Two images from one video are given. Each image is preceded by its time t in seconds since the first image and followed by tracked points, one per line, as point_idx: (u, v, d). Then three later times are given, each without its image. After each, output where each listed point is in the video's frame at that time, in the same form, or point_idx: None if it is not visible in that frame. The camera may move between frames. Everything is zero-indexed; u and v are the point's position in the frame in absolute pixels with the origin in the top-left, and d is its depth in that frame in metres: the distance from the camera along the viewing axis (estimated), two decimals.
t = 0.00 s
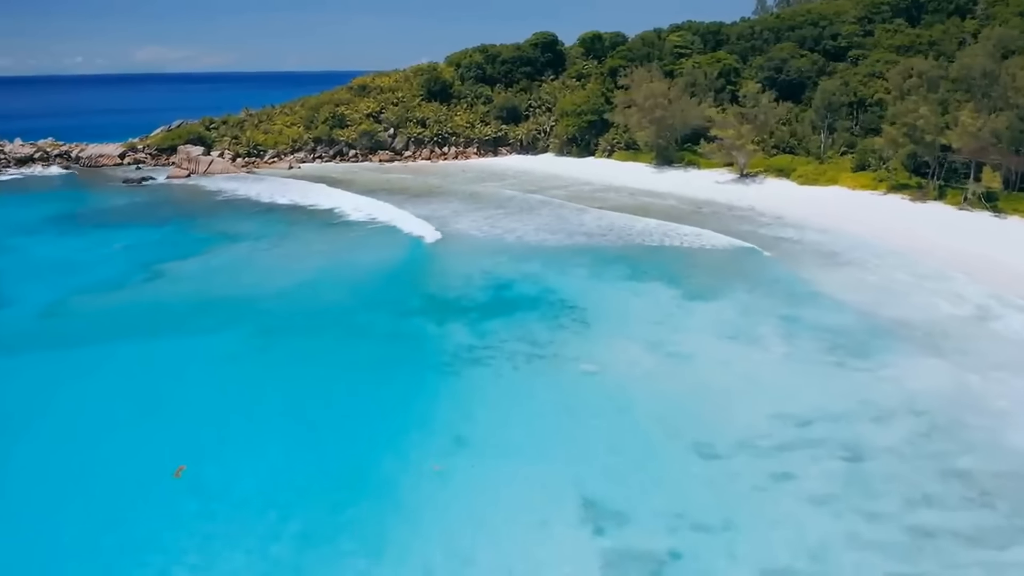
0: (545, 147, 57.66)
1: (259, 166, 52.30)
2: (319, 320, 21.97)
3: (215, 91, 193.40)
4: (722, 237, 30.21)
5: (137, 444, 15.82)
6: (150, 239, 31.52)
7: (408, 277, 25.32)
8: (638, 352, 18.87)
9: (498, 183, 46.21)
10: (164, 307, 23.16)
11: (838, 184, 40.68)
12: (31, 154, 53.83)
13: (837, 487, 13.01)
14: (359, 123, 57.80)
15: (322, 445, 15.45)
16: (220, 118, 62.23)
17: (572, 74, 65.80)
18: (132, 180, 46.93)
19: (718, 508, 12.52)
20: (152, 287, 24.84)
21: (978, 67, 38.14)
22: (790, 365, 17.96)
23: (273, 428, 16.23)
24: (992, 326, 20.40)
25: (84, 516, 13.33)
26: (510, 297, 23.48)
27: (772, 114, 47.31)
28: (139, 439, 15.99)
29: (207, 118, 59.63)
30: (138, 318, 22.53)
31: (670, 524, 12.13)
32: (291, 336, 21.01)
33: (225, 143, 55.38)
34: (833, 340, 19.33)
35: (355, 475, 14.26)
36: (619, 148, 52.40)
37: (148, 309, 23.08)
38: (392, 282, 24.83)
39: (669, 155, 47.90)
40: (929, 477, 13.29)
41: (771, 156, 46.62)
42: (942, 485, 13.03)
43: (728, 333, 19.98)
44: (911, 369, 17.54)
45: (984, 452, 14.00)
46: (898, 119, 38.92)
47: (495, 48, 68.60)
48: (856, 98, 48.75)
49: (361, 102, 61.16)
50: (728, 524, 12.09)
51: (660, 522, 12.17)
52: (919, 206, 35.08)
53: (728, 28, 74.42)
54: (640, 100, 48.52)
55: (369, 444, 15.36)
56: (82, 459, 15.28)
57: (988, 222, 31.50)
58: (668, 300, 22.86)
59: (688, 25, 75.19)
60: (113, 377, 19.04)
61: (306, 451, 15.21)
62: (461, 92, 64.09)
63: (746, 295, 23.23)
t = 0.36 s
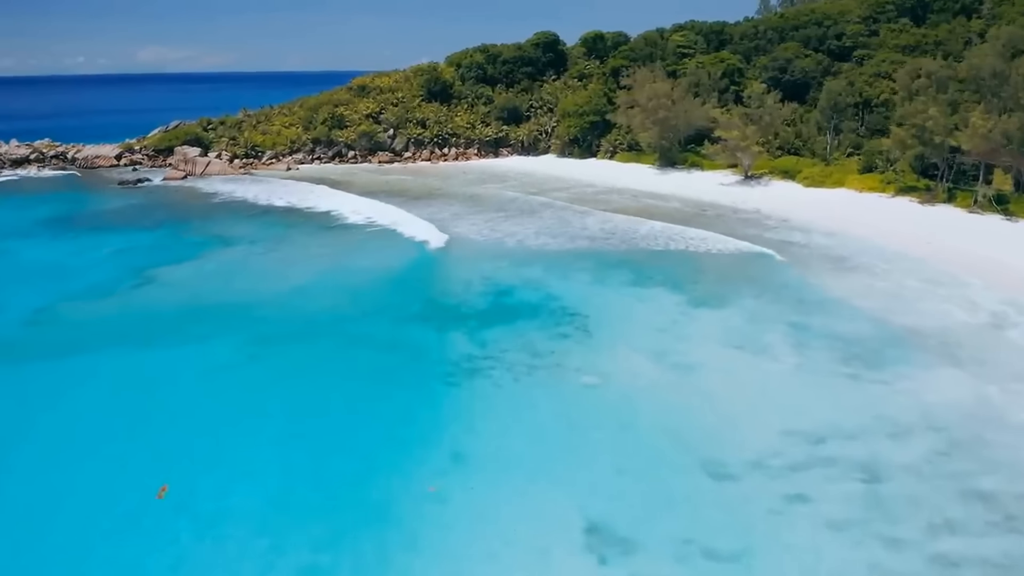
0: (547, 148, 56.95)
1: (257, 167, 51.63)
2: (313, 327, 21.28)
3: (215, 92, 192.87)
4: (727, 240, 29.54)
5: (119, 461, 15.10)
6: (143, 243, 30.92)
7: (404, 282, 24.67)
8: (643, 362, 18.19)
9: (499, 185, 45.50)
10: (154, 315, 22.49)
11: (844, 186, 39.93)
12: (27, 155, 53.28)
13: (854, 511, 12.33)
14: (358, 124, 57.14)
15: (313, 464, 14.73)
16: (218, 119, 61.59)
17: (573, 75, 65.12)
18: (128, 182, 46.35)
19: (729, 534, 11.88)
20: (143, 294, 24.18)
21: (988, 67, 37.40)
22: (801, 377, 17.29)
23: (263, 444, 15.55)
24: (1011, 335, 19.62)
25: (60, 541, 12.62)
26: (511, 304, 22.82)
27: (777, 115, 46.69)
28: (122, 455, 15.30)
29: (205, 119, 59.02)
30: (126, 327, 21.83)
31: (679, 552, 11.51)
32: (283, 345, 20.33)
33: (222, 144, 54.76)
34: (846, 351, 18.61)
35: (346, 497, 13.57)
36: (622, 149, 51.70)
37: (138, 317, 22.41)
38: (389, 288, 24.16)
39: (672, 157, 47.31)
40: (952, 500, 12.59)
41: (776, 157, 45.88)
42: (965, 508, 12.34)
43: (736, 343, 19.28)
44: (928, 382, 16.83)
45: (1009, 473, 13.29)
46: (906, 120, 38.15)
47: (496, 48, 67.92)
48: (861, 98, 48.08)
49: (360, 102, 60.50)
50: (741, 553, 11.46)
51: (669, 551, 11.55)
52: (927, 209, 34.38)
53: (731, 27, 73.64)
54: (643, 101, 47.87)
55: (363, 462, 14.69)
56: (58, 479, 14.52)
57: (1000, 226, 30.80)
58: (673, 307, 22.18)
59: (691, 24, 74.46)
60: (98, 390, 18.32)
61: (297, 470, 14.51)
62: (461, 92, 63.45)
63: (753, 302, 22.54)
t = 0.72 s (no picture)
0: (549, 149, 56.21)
1: (255, 168, 50.94)
2: (306, 336, 20.53)
3: (216, 92, 192.35)
4: (733, 244, 28.77)
5: (99, 482, 14.32)
6: (134, 248, 30.26)
7: (401, 288, 23.95)
8: (648, 376, 17.46)
9: (500, 186, 44.75)
10: (141, 324, 21.73)
11: (852, 188, 39.16)
12: (22, 156, 52.62)
13: (874, 541, 11.59)
14: (357, 124, 56.41)
15: (303, 485, 13.99)
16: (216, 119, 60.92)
17: (575, 74, 64.40)
18: (123, 184, 45.67)
19: (744, 566, 11.17)
20: (131, 302, 23.44)
21: (1000, 67, 36.68)
22: (812, 392, 16.57)
23: (251, 464, 14.80)
24: None
25: (32, 570, 11.83)
26: (511, 312, 22.10)
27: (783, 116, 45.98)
28: (103, 475, 14.52)
29: (203, 120, 58.39)
30: (112, 337, 21.05)
31: None
32: (275, 355, 19.59)
33: (220, 145, 54.10)
34: (860, 363, 17.86)
35: (338, 521, 12.83)
36: (624, 150, 50.91)
37: (126, 326, 21.65)
38: (384, 294, 23.46)
39: (676, 158, 46.60)
40: (976, 528, 11.83)
41: (782, 159, 45.07)
42: (992, 537, 11.59)
43: (744, 355, 18.55)
44: (947, 397, 16.08)
45: None
46: (916, 121, 37.35)
47: (498, 48, 67.19)
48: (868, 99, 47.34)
49: (360, 103, 59.81)
50: None
51: None
52: (937, 213, 33.61)
53: (735, 27, 72.88)
54: (647, 102, 47.09)
55: (355, 484, 13.97)
56: (33, 501, 13.71)
57: (1012, 230, 30.05)
58: (680, 317, 21.45)
59: (695, 24, 73.66)
60: (80, 404, 17.52)
61: (286, 492, 13.77)
62: (462, 93, 62.72)
63: (762, 311, 21.79)
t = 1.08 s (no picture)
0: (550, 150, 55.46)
1: (252, 170, 50.25)
2: (299, 344, 19.75)
3: (217, 91, 191.96)
4: (740, 249, 27.99)
5: (75, 504, 13.49)
6: (126, 253, 29.57)
7: (398, 295, 23.24)
8: (654, 390, 16.74)
9: (501, 188, 44.01)
10: (127, 335, 20.93)
11: (860, 191, 38.34)
12: (17, 157, 51.98)
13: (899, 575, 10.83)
14: (356, 125, 55.68)
15: (295, 507, 13.21)
16: (214, 120, 60.25)
17: (578, 75, 63.66)
18: (118, 185, 44.98)
19: None
20: (117, 311, 22.64)
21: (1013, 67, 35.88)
22: (826, 409, 15.83)
23: (237, 483, 14.04)
24: None
25: None
26: (511, 320, 21.34)
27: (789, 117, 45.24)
28: (79, 496, 13.72)
29: (200, 120, 57.75)
30: (96, 349, 20.22)
31: None
32: (265, 365, 18.81)
33: (217, 146, 53.41)
34: (876, 377, 17.10)
35: (328, 546, 12.08)
36: (627, 151, 50.11)
37: (114, 336, 20.89)
38: (381, 301, 22.72)
39: (680, 160, 45.89)
40: (1009, 560, 11.06)
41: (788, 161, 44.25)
42: None
43: (755, 367, 17.78)
44: (970, 415, 15.31)
45: None
46: (926, 122, 36.52)
47: (499, 48, 66.45)
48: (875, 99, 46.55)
49: (359, 103, 59.11)
50: None
51: None
52: (948, 216, 32.83)
53: (739, 27, 72.13)
54: (650, 102, 46.28)
55: (347, 504, 13.23)
56: (6, 523, 12.92)
57: None
58: (686, 326, 20.70)
59: (699, 24, 72.88)
60: (58, 421, 16.67)
61: (277, 515, 12.99)
62: (463, 93, 62.00)
63: (771, 320, 21.02)
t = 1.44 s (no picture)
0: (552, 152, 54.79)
1: (250, 171, 49.66)
2: (292, 354, 19.10)
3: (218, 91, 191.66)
4: (748, 254, 27.32)
5: (57, 524, 12.83)
6: (119, 257, 28.97)
7: (396, 301, 22.62)
8: (661, 404, 16.11)
9: (503, 190, 43.36)
10: (113, 346, 20.19)
11: (868, 193, 37.63)
12: (13, 159, 51.39)
13: None
14: (356, 126, 55.05)
15: (289, 529, 12.57)
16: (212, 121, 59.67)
17: (580, 75, 63.04)
18: (115, 187, 44.43)
19: None
20: (104, 320, 21.88)
21: None
22: (841, 426, 15.19)
23: (227, 503, 13.37)
24: None
25: None
26: (512, 329, 20.71)
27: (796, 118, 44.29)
28: (58, 518, 12.98)
29: (198, 121, 57.19)
30: (80, 361, 19.45)
31: None
32: (257, 376, 18.14)
33: (215, 147, 52.83)
34: (892, 392, 16.44)
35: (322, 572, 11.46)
36: (631, 152, 49.47)
37: (103, 346, 20.24)
38: (379, 308, 22.09)
39: (684, 161, 45.26)
40: None
41: (794, 162, 43.57)
42: None
43: (765, 380, 17.14)
44: (991, 432, 14.66)
45: None
46: (936, 123, 35.82)
47: (500, 48, 65.80)
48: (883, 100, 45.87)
49: (359, 104, 58.53)
50: None
51: None
52: (959, 219, 32.13)
53: (743, 27, 71.52)
54: (654, 102, 45.59)
55: (342, 525, 12.60)
56: None
57: None
58: (693, 335, 20.05)
59: (702, 24, 72.25)
60: (39, 436, 15.95)
61: (269, 537, 12.35)
62: (464, 94, 61.39)
63: (781, 329, 20.34)
